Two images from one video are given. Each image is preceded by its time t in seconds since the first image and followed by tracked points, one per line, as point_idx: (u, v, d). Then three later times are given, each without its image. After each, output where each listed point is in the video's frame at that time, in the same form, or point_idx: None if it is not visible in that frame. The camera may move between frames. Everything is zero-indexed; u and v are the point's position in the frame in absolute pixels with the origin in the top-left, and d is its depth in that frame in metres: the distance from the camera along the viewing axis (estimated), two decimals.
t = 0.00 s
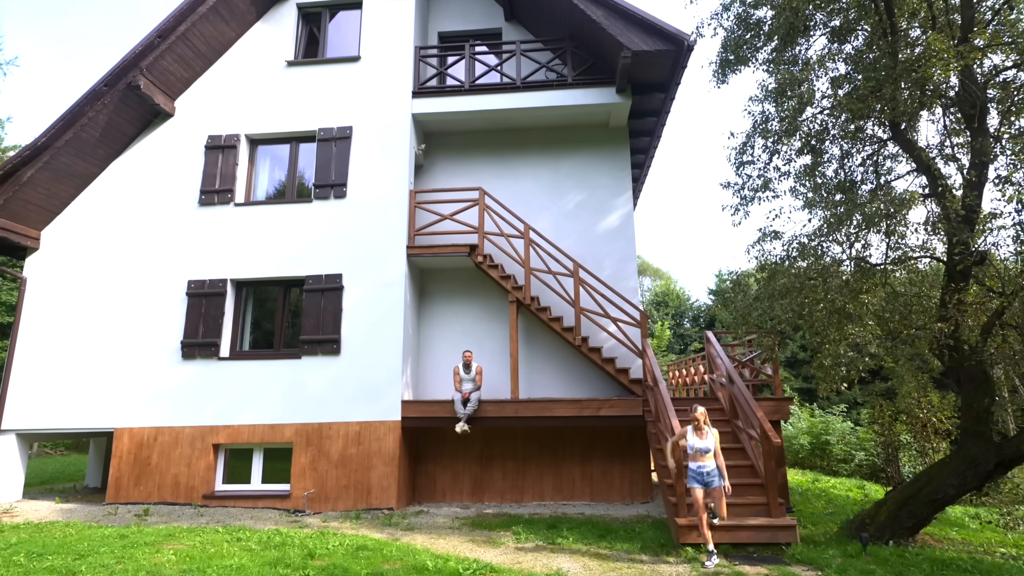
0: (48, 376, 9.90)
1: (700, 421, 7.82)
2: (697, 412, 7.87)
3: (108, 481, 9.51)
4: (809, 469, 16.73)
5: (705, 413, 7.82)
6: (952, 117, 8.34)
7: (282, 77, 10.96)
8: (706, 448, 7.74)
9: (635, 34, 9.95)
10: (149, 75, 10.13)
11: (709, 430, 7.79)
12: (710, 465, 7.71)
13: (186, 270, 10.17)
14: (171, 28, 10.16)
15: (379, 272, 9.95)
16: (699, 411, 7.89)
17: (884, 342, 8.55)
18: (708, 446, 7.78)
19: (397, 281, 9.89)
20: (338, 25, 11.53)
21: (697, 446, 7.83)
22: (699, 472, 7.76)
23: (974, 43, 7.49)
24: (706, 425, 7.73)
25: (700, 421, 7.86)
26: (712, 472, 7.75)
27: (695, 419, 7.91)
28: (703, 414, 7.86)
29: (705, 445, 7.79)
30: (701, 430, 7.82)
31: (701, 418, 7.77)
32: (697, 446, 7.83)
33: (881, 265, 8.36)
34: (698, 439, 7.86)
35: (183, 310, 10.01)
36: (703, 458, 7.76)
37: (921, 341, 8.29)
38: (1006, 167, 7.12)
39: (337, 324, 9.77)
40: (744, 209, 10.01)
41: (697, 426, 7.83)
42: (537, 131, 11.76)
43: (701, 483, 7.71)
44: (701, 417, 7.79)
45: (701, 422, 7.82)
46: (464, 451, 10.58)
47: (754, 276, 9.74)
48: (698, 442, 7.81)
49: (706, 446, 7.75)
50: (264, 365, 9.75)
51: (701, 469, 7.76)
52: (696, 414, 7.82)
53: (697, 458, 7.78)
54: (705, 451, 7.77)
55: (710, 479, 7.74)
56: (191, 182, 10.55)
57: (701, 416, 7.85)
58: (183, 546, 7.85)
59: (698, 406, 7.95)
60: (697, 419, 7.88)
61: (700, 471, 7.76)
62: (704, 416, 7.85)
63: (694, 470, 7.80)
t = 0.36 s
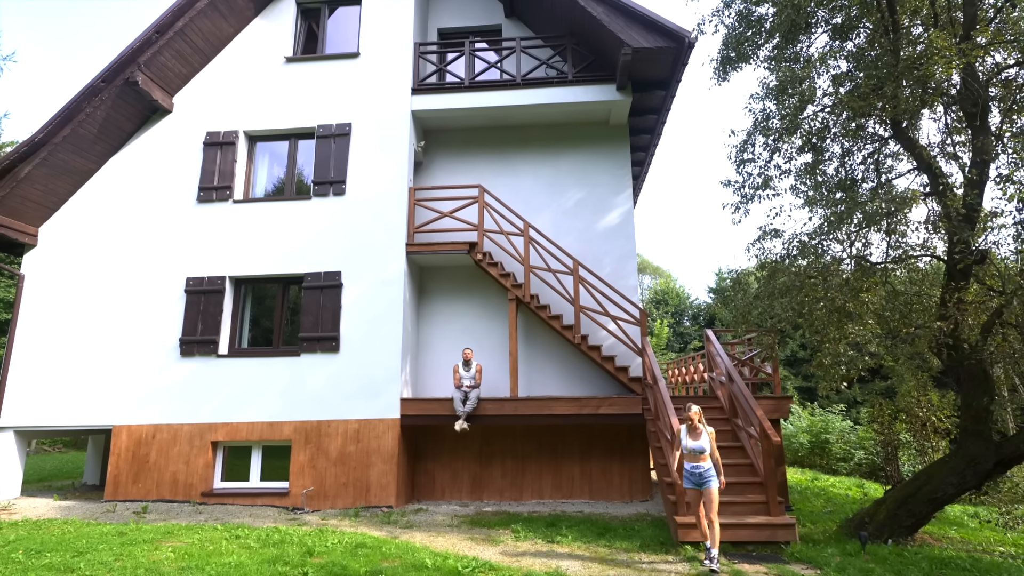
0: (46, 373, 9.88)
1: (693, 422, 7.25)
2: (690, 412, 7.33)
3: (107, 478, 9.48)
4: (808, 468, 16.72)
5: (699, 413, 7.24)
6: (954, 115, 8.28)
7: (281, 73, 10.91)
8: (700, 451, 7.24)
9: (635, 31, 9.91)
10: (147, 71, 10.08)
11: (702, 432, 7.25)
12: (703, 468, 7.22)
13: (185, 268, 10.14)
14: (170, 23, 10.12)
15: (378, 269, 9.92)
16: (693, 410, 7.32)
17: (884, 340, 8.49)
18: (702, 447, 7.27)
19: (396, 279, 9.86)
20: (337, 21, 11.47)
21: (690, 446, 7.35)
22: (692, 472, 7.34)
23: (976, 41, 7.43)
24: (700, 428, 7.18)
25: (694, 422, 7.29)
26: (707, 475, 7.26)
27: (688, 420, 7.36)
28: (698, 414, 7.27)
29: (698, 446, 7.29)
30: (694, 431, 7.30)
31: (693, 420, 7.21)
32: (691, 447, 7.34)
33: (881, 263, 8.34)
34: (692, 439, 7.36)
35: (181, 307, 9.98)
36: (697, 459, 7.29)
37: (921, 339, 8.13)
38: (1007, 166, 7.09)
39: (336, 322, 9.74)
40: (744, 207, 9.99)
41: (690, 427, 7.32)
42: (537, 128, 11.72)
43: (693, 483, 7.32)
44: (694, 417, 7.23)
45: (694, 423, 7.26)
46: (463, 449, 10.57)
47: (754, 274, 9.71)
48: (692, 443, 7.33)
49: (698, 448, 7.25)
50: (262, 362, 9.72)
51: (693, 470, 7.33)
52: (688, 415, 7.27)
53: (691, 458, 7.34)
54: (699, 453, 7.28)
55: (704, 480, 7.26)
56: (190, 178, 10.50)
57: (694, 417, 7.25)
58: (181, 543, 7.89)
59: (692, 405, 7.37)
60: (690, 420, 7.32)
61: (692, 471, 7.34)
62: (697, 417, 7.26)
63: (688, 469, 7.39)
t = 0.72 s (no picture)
0: (47, 370, 9.89)
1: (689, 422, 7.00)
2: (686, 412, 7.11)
3: (107, 475, 9.49)
4: (807, 466, 16.72)
5: (695, 416, 6.98)
6: (954, 114, 8.21)
7: (280, 70, 10.89)
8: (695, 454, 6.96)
9: (636, 29, 9.89)
10: (147, 68, 10.06)
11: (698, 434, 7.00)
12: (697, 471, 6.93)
13: (184, 265, 10.13)
14: (169, 20, 10.11)
15: (377, 267, 9.92)
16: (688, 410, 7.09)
17: (883, 339, 8.45)
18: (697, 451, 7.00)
19: (396, 277, 9.86)
20: (337, 18, 11.44)
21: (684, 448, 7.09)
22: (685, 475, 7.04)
23: (977, 39, 7.43)
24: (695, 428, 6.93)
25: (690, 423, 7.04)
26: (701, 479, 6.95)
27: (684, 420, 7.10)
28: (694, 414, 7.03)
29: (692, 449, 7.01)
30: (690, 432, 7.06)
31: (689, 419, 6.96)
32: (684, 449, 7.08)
33: (881, 262, 8.41)
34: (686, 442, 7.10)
35: (181, 305, 9.98)
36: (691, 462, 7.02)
37: (920, 338, 8.18)
38: (1008, 164, 7.07)
39: (335, 319, 9.74)
40: (744, 205, 9.98)
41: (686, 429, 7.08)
42: (537, 126, 11.71)
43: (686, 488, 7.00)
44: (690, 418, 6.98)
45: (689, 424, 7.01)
46: (463, 447, 10.58)
47: (754, 272, 9.75)
48: (686, 446, 7.06)
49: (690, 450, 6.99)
50: (262, 360, 9.72)
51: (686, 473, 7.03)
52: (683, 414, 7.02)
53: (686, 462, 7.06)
54: (694, 456, 7.00)
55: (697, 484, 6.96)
56: (189, 176, 10.49)
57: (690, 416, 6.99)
58: (181, 540, 7.96)
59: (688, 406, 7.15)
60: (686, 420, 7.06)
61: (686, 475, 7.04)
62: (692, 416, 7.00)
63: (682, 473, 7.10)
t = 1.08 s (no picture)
0: (47, 368, 9.89)
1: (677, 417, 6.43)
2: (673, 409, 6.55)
3: (107, 473, 9.49)
4: (807, 464, 16.74)
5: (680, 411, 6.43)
6: (955, 111, 8.34)
7: (280, 68, 10.87)
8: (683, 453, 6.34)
9: (636, 26, 9.87)
10: (146, 66, 10.05)
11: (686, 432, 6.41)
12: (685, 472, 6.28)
13: (184, 263, 10.13)
14: (168, 17, 10.09)
15: (377, 265, 9.92)
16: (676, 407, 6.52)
17: (883, 337, 8.49)
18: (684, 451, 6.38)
19: (396, 275, 9.86)
20: (336, 15, 11.41)
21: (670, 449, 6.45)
22: (672, 478, 6.37)
23: (977, 37, 7.32)
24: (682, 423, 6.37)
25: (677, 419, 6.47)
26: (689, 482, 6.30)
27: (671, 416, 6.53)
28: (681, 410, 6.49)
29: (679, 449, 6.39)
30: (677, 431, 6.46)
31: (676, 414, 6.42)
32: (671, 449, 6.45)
33: (881, 260, 8.43)
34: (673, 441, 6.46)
35: (181, 303, 9.97)
36: (678, 464, 6.37)
37: (920, 336, 8.19)
38: (1008, 162, 7.11)
39: (335, 317, 9.74)
40: (744, 203, 10.00)
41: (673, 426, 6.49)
42: (537, 124, 11.69)
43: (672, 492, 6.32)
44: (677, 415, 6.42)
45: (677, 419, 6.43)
46: (463, 444, 10.58)
47: (753, 270, 9.82)
48: (672, 446, 6.43)
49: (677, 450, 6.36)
50: (261, 358, 9.72)
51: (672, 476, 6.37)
52: (671, 408, 6.47)
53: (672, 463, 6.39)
54: (682, 457, 6.36)
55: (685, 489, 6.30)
56: (188, 174, 10.48)
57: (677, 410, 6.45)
58: (181, 538, 8.01)
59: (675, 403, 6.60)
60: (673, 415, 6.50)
61: (672, 478, 6.38)
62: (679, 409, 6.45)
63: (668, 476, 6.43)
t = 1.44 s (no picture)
0: (46, 365, 9.88)
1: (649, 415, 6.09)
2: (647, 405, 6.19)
3: (107, 471, 9.48)
4: (806, 461, 16.76)
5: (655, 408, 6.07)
6: (955, 109, 8.19)
7: (279, 66, 10.85)
8: (657, 452, 6.01)
9: (636, 24, 9.85)
10: (145, 63, 10.03)
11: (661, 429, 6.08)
12: (660, 472, 5.93)
13: (183, 261, 10.12)
14: (167, 15, 10.06)
15: (376, 263, 9.91)
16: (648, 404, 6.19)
17: (882, 335, 8.51)
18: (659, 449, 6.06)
19: (395, 273, 9.85)
20: (336, 12, 11.37)
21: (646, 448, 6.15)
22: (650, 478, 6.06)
23: (977, 35, 7.37)
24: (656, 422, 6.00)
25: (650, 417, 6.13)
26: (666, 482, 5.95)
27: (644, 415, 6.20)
28: (653, 407, 6.15)
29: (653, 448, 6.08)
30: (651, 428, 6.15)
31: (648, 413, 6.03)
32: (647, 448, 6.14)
33: (881, 258, 8.43)
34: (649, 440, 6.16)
35: (180, 301, 9.96)
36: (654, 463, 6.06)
37: (920, 334, 8.25)
38: (1007, 160, 7.11)
39: (334, 315, 9.74)
40: (744, 200, 9.98)
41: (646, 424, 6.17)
42: (537, 121, 11.68)
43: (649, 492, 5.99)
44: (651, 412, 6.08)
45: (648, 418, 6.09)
46: (462, 443, 10.58)
47: (753, 268, 9.82)
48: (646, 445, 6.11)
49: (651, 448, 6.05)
50: (261, 356, 9.72)
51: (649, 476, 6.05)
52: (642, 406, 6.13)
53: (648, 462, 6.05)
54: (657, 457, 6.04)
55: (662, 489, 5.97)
56: (187, 172, 10.46)
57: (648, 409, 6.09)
58: (181, 536, 8.07)
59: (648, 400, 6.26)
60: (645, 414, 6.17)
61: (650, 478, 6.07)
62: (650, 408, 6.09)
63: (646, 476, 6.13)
